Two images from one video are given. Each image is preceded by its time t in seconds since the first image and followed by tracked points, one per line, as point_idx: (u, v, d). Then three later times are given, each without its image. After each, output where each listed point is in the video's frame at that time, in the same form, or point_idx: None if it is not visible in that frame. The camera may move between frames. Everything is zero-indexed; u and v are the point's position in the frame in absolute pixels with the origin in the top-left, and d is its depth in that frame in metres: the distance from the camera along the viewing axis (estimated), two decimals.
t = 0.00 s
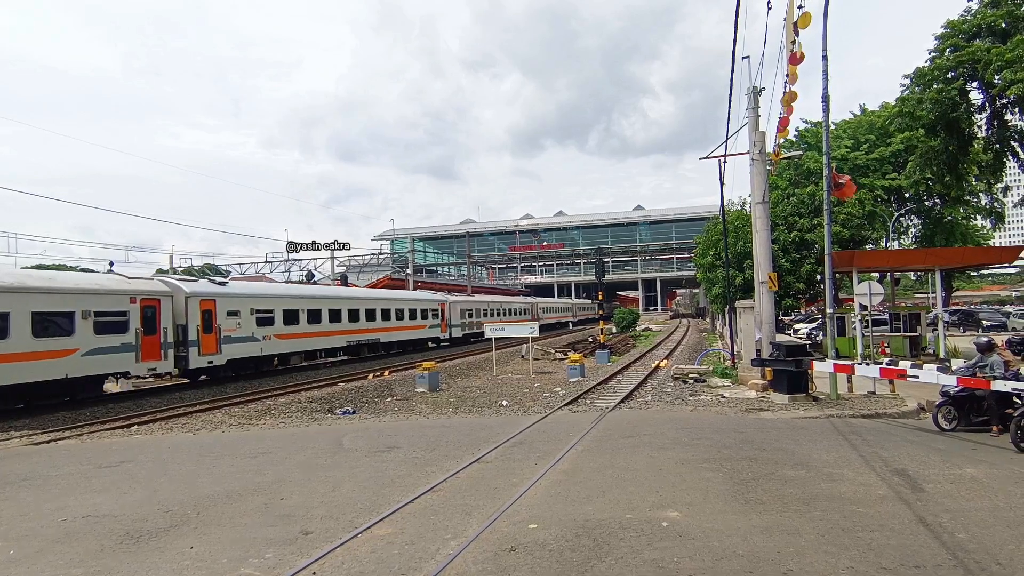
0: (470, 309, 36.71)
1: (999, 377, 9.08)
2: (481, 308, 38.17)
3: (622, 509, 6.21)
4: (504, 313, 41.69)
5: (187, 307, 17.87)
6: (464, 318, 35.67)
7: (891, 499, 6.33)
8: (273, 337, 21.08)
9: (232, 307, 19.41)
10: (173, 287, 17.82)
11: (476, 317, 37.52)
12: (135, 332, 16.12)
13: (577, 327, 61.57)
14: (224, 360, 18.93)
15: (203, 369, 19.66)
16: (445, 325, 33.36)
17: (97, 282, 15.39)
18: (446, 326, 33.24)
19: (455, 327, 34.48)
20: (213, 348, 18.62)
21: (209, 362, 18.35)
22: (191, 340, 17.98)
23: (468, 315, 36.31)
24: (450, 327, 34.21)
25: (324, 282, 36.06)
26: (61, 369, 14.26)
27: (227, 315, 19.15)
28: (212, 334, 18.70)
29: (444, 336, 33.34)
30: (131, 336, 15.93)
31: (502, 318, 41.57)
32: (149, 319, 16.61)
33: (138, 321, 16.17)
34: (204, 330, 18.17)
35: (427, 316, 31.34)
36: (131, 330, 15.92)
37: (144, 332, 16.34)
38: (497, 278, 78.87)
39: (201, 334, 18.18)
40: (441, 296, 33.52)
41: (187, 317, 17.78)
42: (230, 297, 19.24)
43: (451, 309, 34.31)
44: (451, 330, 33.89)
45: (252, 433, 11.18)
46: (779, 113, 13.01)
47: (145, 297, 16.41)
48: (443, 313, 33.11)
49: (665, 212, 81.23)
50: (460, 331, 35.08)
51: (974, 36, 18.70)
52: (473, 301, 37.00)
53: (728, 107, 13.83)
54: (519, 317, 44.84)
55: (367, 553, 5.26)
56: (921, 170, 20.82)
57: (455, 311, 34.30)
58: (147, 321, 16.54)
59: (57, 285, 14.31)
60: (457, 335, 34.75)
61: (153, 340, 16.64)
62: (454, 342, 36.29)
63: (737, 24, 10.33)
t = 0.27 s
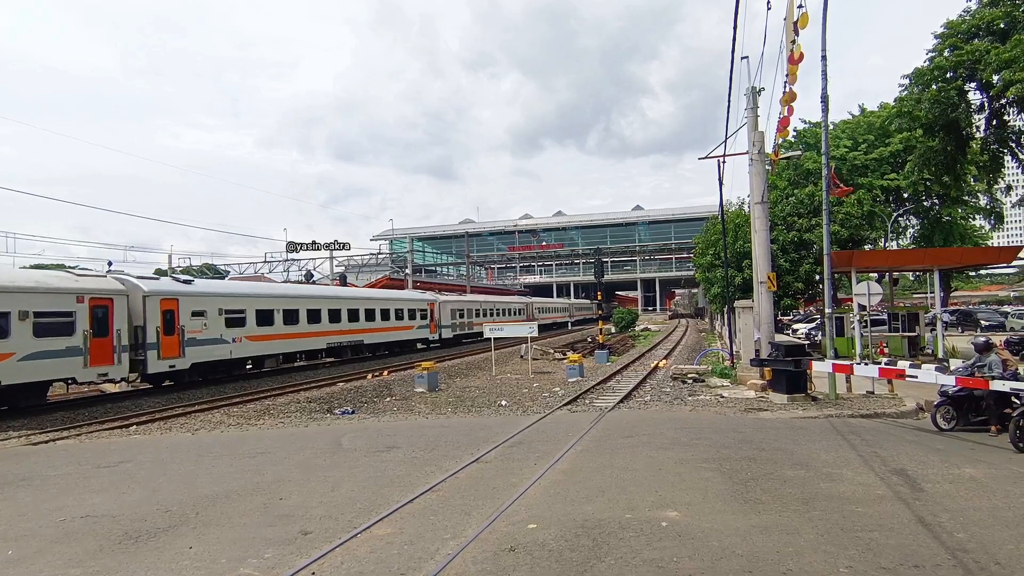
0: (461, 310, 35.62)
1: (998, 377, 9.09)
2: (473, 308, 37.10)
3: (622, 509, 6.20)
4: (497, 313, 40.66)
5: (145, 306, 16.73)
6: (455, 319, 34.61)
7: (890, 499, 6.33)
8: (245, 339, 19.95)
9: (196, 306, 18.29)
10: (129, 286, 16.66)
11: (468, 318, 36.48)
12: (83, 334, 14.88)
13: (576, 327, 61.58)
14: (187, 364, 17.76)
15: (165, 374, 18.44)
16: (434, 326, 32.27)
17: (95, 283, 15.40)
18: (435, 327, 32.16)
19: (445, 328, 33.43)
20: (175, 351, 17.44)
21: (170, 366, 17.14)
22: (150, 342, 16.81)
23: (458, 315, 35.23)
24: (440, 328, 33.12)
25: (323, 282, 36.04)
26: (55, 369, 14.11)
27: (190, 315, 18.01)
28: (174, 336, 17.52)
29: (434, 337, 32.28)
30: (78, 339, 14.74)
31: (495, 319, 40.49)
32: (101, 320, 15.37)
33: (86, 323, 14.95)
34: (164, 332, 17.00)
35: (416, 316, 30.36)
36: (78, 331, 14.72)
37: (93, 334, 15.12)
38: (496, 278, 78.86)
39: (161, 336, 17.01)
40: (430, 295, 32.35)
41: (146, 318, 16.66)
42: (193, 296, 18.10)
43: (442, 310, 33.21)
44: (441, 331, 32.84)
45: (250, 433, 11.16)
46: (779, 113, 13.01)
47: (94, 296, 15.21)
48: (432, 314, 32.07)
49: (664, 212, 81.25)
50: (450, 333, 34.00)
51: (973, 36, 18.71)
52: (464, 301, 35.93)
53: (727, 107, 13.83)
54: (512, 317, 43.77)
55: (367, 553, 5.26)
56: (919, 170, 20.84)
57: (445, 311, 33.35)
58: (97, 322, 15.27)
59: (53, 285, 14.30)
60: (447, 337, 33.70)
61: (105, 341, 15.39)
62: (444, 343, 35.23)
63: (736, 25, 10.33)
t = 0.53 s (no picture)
0: (451, 309, 34.48)
1: (997, 377, 9.10)
2: (464, 308, 35.98)
3: (621, 509, 6.20)
4: (490, 313, 39.52)
5: (95, 306, 15.35)
6: (445, 319, 33.51)
7: (889, 499, 6.32)
8: (211, 341, 18.69)
9: (156, 306, 17.00)
10: (78, 283, 15.33)
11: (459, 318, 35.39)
12: (20, 336, 13.61)
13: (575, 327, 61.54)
14: (145, 369, 16.47)
15: (121, 382, 16.94)
16: (422, 326, 31.14)
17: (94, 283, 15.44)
18: (423, 327, 31.05)
19: (435, 329, 32.35)
20: (130, 354, 16.08)
21: (125, 371, 15.83)
22: (101, 345, 15.41)
23: (448, 315, 34.08)
24: (428, 329, 31.99)
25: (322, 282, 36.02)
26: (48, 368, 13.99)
27: (148, 316, 16.69)
28: (129, 338, 16.17)
29: (422, 338, 31.13)
30: (13, 342, 13.48)
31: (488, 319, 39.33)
32: (42, 321, 14.09)
33: (23, 324, 13.69)
34: (116, 334, 15.67)
35: (403, 316, 29.28)
36: (13, 334, 13.47)
37: (32, 337, 13.84)
38: (495, 278, 78.83)
39: (113, 339, 15.64)
40: (418, 295, 31.18)
41: (95, 319, 15.29)
42: (151, 295, 16.80)
43: (430, 310, 32.06)
44: (430, 332, 31.76)
45: (249, 433, 11.13)
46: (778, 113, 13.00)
47: (34, 295, 13.93)
48: (421, 314, 31.01)
49: (663, 212, 81.28)
50: (440, 333, 32.92)
51: (972, 35, 18.71)
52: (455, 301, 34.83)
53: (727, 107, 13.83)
54: (506, 317, 42.64)
55: (365, 553, 5.24)
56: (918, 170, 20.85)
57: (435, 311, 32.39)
58: (38, 322, 13.99)
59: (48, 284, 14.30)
60: (437, 338, 32.62)
61: (46, 345, 14.07)
62: (434, 344, 34.08)
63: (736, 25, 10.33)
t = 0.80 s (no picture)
0: (440, 309, 33.30)
1: (996, 377, 9.14)
2: (454, 308, 34.84)
3: (621, 509, 6.20)
4: (482, 314, 38.36)
5: (35, 308, 13.90)
6: (434, 319, 32.37)
7: (888, 498, 6.33)
8: (172, 343, 17.43)
9: (109, 307, 15.66)
10: (16, 281, 13.93)
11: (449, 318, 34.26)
12: None
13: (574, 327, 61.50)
14: (94, 374, 15.15)
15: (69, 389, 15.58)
16: (410, 326, 30.02)
17: (93, 283, 15.44)
18: (411, 328, 29.93)
19: (424, 329, 31.25)
20: (77, 359, 14.73)
21: (69, 376, 14.46)
22: (43, 348, 13.99)
23: (438, 315, 32.92)
24: (417, 329, 30.85)
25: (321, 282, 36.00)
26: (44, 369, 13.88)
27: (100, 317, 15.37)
28: (75, 341, 14.81)
29: (409, 339, 29.95)
30: None
31: (479, 320, 38.16)
32: None
33: None
34: (60, 336, 14.29)
35: (389, 316, 28.11)
36: None
37: None
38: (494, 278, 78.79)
39: (57, 342, 14.26)
40: (406, 294, 29.97)
41: (34, 319, 13.87)
42: (103, 294, 15.49)
43: (419, 309, 30.89)
44: (419, 332, 30.60)
45: (248, 433, 11.12)
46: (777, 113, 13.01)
47: None
48: (408, 313, 29.83)
49: (661, 212, 81.30)
50: (429, 334, 31.78)
51: (970, 35, 18.72)
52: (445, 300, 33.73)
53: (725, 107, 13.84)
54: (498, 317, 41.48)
55: (365, 553, 5.25)
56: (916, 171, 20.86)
57: (424, 311, 31.27)
58: None
59: (49, 284, 14.27)
60: (426, 339, 31.51)
61: None
62: (422, 344, 32.91)
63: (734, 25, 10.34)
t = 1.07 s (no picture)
0: (429, 309, 32.04)
1: (994, 377, 9.15)
2: (444, 309, 33.61)
3: (620, 509, 6.20)
4: (473, 315, 37.12)
5: None
6: (422, 320, 31.15)
7: (887, 498, 6.33)
8: (127, 346, 16.07)
9: (50, 307, 14.26)
10: None
11: (438, 318, 33.00)
12: None
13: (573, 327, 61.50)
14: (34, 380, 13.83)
15: (9, 397, 14.26)
16: (397, 327, 28.76)
17: (92, 283, 15.41)
18: (398, 329, 28.69)
19: (412, 330, 30.02)
20: (12, 364, 13.36)
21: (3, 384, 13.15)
22: None
23: (426, 316, 31.66)
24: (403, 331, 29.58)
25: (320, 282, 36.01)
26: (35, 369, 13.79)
27: (43, 318, 14.07)
28: (11, 345, 13.47)
29: (396, 341, 28.73)
30: None
31: (470, 321, 36.92)
32: None
33: None
34: None
35: (374, 317, 26.92)
36: None
37: None
38: (493, 278, 78.80)
39: None
40: (393, 295, 28.71)
41: None
42: (45, 293, 14.12)
43: (406, 310, 29.59)
44: (406, 334, 29.35)
45: (247, 433, 11.12)
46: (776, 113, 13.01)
47: None
48: (395, 314, 28.66)
49: (660, 212, 81.32)
50: (417, 335, 30.55)
51: (969, 36, 18.73)
52: (434, 301, 32.50)
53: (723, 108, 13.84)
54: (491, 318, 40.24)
55: (364, 553, 5.24)
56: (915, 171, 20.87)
57: (411, 312, 30.13)
58: None
59: (48, 284, 14.26)
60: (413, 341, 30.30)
61: None
62: (410, 345, 31.70)
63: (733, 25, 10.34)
